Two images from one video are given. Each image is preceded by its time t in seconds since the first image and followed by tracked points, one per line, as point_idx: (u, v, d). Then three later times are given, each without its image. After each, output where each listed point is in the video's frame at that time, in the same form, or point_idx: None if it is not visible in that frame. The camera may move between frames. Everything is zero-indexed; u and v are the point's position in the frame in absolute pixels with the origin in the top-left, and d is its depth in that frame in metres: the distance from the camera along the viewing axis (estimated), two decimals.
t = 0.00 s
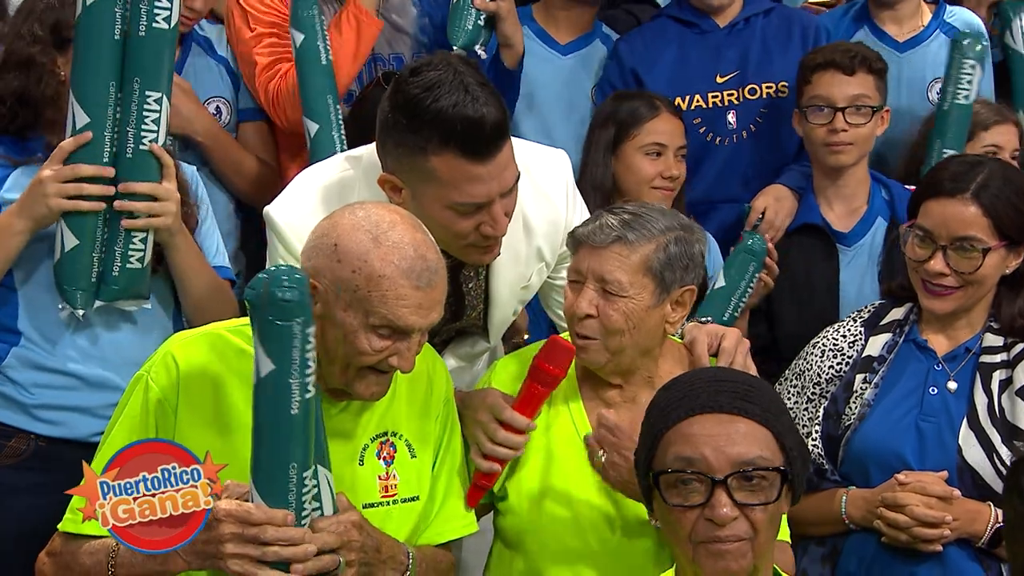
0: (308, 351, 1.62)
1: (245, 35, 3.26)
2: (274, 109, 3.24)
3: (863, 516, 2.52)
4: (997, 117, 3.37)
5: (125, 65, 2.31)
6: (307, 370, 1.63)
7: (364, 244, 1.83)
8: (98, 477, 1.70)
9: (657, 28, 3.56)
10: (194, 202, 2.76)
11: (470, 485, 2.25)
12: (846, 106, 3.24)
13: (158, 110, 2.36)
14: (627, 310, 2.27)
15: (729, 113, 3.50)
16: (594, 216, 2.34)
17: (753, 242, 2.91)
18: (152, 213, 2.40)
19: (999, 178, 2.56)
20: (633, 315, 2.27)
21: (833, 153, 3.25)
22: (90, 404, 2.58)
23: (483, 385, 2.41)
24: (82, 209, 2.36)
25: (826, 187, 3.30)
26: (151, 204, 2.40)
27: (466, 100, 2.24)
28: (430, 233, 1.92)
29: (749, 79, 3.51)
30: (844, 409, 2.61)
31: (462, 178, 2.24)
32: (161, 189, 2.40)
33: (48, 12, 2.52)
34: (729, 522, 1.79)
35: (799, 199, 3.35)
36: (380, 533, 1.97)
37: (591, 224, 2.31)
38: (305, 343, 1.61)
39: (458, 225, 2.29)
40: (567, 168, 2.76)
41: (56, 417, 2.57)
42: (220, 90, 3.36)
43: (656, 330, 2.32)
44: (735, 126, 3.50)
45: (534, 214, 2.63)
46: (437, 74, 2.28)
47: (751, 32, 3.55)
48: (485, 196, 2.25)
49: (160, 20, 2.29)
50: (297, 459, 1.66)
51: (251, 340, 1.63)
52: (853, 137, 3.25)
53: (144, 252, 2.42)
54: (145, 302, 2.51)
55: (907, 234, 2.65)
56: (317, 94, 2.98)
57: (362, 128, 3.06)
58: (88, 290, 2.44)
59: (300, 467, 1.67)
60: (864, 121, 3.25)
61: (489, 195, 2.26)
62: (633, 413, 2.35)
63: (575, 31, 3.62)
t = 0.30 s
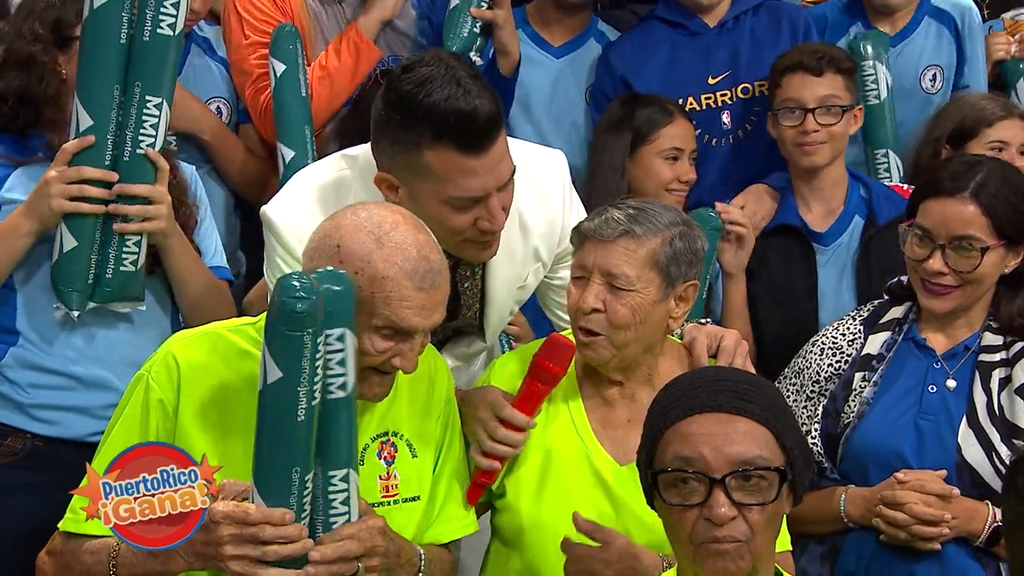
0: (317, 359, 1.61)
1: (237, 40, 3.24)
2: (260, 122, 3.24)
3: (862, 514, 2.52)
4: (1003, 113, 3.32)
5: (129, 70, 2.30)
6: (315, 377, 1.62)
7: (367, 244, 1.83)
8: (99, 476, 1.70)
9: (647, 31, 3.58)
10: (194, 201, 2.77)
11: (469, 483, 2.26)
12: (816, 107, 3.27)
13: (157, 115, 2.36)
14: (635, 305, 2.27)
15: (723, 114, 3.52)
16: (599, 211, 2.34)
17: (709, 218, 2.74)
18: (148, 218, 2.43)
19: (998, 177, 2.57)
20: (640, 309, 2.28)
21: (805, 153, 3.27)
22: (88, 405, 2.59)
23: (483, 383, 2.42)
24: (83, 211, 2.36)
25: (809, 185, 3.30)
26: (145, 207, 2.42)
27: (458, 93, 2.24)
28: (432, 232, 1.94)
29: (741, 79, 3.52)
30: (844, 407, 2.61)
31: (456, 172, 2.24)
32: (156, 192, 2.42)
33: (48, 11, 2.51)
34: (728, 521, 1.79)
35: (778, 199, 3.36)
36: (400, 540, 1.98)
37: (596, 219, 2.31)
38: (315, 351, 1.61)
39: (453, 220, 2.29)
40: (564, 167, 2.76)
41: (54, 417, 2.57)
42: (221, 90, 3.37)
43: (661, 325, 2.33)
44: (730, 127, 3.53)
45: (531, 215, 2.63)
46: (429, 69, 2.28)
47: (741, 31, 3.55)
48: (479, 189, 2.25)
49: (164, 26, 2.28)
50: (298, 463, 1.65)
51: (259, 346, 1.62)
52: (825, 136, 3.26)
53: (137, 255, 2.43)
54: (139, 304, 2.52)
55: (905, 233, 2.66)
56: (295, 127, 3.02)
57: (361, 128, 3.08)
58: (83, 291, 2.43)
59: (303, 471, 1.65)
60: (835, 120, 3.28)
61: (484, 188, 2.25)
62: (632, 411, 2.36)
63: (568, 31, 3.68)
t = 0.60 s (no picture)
0: (317, 382, 1.59)
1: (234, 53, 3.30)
2: (246, 133, 3.29)
3: (861, 514, 2.52)
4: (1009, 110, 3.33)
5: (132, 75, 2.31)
6: (314, 400, 1.60)
7: (371, 243, 1.83)
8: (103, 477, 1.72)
9: (637, 37, 3.60)
10: (192, 201, 2.77)
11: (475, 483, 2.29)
12: (818, 112, 3.26)
13: (159, 120, 2.35)
14: (642, 306, 2.27)
15: (713, 121, 3.53)
16: (603, 213, 2.34)
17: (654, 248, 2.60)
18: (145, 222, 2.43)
19: (998, 177, 2.57)
20: (648, 311, 2.28)
21: (813, 160, 3.25)
22: (88, 404, 2.59)
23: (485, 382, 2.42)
24: (92, 216, 2.37)
25: (801, 189, 3.31)
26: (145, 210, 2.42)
27: (470, 60, 2.32)
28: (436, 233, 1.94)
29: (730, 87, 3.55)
30: (843, 407, 2.61)
31: (448, 136, 2.29)
32: (153, 196, 2.42)
33: (47, 11, 2.49)
34: (729, 523, 1.79)
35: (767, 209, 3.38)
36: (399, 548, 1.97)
37: (602, 220, 2.31)
38: (314, 375, 1.59)
39: (442, 191, 2.31)
40: (566, 174, 2.77)
41: (54, 416, 2.58)
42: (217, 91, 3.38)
43: (667, 326, 2.33)
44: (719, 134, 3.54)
45: (535, 221, 2.63)
46: (451, 40, 2.38)
47: (729, 36, 3.58)
48: (468, 159, 2.28)
49: (167, 31, 2.27)
50: (293, 482, 1.65)
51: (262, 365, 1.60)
52: (827, 142, 3.26)
53: (139, 257, 2.45)
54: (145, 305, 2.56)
55: (905, 232, 2.66)
56: (296, 156, 3.07)
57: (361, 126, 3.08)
58: (89, 293, 2.46)
59: (298, 487, 1.65)
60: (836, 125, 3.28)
61: (478, 161, 2.29)
62: (635, 411, 2.37)
63: (560, 33, 3.70)
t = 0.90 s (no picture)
0: (321, 358, 1.55)
1: (230, 57, 3.31)
2: (240, 136, 3.28)
3: (861, 515, 2.52)
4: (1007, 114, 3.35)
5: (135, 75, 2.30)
6: (318, 376, 1.56)
7: (371, 244, 1.83)
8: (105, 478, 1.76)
9: (636, 40, 3.60)
10: (193, 203, 2.77)
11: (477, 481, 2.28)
12: (826, 112, 3.28)
13: (163, 119, 2.35)
14: (644, 309, 2.27)
15: (711, 123, 3.55)
16: (605, 215, 2.34)
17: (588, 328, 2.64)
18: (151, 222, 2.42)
19: (1001, 175, 2.58)
20: (649, 313, 2.28)
21: (823, 158, 3.27)
22: (90, 403, 2.60)
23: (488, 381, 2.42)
24: (82, 207, 2.35)
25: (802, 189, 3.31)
26: (148, 211, 2.41)
27: (490, 48, 2.36)
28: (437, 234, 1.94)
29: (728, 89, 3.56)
30: (843, 407, 2.61)
31: (463, 119, 2.31)
32: (159, 197, 2.41)
33: (47, 12, 2.49)
34: (729, 523, 1.79)
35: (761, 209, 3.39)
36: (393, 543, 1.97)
37: (605, 222, 2.31)
38: (318, 351, 1.54)
39: (451, 172, 2.34)
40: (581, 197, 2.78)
41: (56, 415, 2.58)
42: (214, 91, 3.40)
43: (669, 328, 2.33)
44: (717, 136, 3.56)
45: (548, 241, 2.64)
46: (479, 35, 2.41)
47: (728, 40, 3.58)
48: (480, 141, 2.31)
49: (170, 32, 2.26)
50: (292, 462, 1.60)
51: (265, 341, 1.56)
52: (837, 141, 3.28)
53: (142, 256, 2.45)
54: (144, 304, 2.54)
55: (907, 231, 2.66)
56: (293, 166, 3.07)
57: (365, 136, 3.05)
58: (92, 292, 2.44)
59: (304, 466, 1.62)
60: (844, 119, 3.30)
61: (487, 143, 2.32)
62: (638, 412, 2.37)
63: (555, 36, 3.70)
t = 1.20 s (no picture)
0: (348, 342, 1.56)
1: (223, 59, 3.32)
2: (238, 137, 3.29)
3: (861, 516, 2.52)
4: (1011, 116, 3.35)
5: (138, 108, 2.33)
6: (343, 360, 1.57)
7: (368, 244, 1.82)
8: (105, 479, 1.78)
9: (639, 40, 3.59)
10: (196, 206, 2.77)
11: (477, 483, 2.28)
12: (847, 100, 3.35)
13: (171, 151, 2.40)
14: (638, 311, 2.27)
15: (716, 124, 3.56)
16: (601, 216, 2.34)
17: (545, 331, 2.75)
18: (167, 250, 2.46)
19: (1005, 175, 2.58)
20: (643, 315, 2.28)
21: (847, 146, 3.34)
22: (91, 401, 2.59)
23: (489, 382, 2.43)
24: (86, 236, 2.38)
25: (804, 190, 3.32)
26: (161, 241, 2.44)
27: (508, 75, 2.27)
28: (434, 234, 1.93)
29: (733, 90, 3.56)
30: (843, 407, 2.61)
31: (489, 155, 2.24)
32: (171, 225, 2.45)
33: (51, 15, 2.51)
34: (725, 523, 1.79)
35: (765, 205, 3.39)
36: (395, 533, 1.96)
37: (599, 224, 2.31)
38: (346, 335, 1.56)
39: (475, 205, 2.27)
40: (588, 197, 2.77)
41: (57, 412, 2.58)
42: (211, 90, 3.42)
43: (665, 329, 2.32)
44: (723, 136, 3.56)
45: (554, 241, 2.65)
46: (485, 54, 2.31)
47: (732, 40, 3.58)
48: (507, 176, 2.24)
49: (172, 65, 2.32)
50: (307, 442, 1.61)
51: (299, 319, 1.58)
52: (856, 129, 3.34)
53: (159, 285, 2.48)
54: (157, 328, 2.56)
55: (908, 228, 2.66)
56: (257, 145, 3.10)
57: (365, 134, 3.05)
58: (105, 322, 2.46)
59: (321, 447, 1.62)
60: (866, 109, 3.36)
61: (512, 178, 2.25)
62: (638, 413, 2.36)
63: (556, 36, 3.72)
